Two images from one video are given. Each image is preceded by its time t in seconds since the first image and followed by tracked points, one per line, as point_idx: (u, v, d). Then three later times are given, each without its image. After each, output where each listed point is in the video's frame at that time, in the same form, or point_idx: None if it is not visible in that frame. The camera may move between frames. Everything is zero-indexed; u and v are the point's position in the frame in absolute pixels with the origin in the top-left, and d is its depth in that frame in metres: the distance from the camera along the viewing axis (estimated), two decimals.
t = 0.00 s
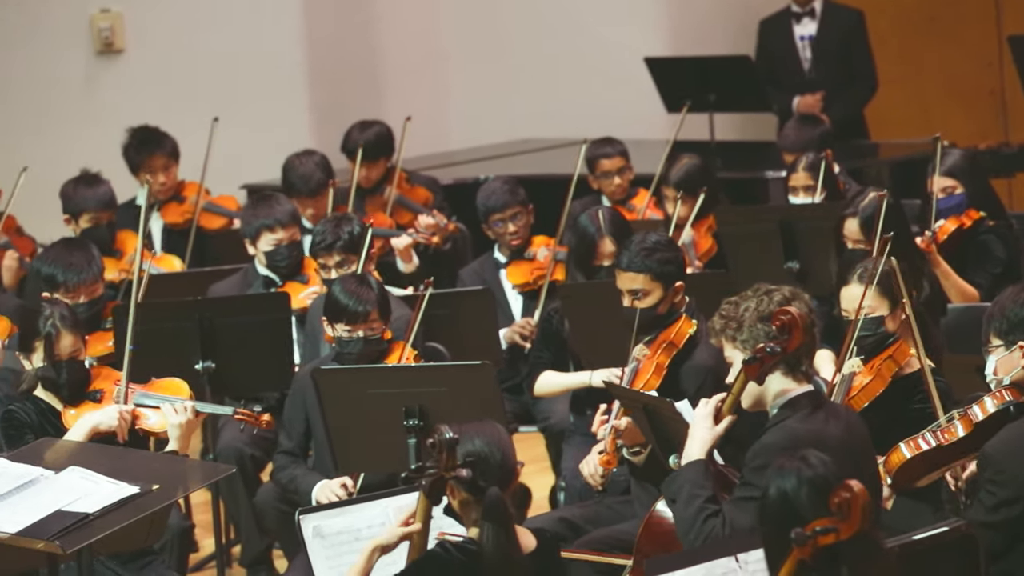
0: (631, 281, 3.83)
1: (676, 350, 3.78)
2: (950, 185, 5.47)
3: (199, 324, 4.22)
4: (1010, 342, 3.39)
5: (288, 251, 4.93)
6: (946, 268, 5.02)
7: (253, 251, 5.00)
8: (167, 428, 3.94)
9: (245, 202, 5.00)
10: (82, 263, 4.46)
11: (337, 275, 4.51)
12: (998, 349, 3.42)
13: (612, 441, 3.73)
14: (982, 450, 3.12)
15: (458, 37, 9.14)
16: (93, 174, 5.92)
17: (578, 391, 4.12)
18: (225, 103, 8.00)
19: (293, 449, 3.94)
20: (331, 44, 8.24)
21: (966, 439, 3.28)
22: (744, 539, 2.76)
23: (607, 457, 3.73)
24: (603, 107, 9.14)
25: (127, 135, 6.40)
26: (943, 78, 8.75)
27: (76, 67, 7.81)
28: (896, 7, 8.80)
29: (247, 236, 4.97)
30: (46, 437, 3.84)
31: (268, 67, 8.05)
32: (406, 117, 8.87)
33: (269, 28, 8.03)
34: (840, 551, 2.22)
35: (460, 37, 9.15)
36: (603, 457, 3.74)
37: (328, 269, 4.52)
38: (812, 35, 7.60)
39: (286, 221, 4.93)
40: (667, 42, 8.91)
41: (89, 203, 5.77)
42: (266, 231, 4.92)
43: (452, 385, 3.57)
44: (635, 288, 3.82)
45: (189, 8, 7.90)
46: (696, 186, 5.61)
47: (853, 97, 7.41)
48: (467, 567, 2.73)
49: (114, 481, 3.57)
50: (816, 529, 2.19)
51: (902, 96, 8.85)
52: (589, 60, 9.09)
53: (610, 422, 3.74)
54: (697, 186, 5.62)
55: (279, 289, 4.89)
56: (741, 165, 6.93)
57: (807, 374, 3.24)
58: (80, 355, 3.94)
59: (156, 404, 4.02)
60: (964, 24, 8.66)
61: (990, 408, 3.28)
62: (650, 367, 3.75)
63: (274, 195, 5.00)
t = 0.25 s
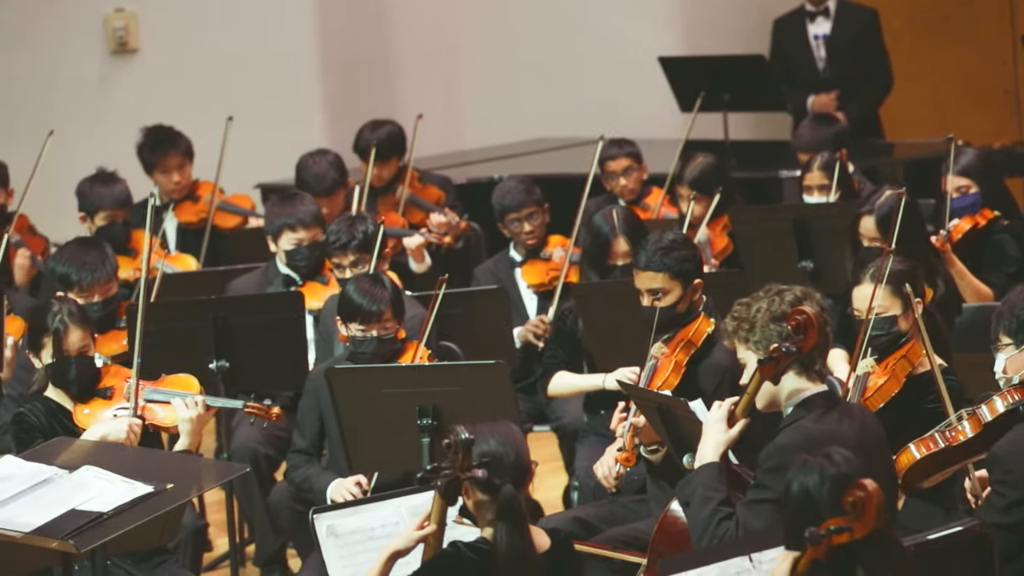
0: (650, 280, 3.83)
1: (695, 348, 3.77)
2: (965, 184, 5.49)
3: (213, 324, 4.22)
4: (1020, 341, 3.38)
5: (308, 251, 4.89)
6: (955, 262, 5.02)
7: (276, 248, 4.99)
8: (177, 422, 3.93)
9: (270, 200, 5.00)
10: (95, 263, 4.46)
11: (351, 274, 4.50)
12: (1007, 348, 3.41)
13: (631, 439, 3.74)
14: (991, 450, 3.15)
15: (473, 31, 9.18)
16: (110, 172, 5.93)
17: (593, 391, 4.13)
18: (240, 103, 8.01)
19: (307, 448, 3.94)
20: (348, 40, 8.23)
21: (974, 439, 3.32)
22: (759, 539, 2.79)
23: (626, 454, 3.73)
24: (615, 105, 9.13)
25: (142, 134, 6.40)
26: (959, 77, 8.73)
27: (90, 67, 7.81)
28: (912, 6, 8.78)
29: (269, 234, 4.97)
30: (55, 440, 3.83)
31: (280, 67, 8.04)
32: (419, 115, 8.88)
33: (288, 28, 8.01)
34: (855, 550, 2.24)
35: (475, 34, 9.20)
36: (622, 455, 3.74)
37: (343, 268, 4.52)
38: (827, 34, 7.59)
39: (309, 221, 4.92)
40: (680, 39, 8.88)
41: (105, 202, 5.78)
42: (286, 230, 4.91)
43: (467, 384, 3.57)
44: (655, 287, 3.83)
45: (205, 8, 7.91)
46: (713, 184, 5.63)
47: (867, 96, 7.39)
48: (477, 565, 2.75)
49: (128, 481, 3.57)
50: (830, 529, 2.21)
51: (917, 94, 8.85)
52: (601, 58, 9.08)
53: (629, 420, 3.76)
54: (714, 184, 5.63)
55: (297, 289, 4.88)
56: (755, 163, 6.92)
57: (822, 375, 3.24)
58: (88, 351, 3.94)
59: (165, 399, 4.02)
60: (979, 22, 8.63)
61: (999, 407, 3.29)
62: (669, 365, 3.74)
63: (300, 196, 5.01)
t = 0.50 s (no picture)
0: (665, 277, 3.83)
1: (709, 345, 3.77)
2: (978, 182, 5.46)
3: (227, 323, 4.22)
4: None
5: (326, 251, 4.90)
6: (969, 261, 5.00)
7: (295, 246, 4.97)
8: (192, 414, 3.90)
9: (291, 199, 4.99)
10: (109, 262, 4.48)
11: (366, 273, 4.51)
12: (1018, 348, 3.43)
13: (643, 436, 3.73)
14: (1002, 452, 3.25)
15: (486, 31, 9.18)
16: (124, 170, 5.93)
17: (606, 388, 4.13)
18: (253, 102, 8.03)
19: (320, 448, 3.94)
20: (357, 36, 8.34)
21: (984, 442, 3.31)
22: (773, 538, 2.79)
23: (637, 451, 3.73)
24: (629, 105, 9.14)
25: (155, 134, 6.39)
26: (974, 77, 8.89)
27: (104, 66, 7.69)
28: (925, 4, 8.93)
29: (288, 232, 4.95)
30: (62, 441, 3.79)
31: (289, 65, 8.12)
32: (431, 115, 8.93)
33: (291, 27, 8.09)
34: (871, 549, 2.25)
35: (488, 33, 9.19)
36: (634, 452, 3.74)
37: (358, 266, 4.52)
38: (840, 34, 7.58)
39: (329, 222, 4.91)
40: (694, 40, 8.94)
41: (118, 200, 5.77)
42: (305, 229, 4.90)
43: (480, 384, 3.56)
44: (669, 283, 3.82)
45: (221, 7, 7.92)
46: (727, 183, 5.64)
47: (881, 96, 7.40)
48: (491, 564, 2.76)
49: (142, 480, 3.57)
50: (846, 527, 2.24)
51: (931, 88, 9.00)
52: (612, 55, 9.09)
53: (641, 417, 3.72)
54: (728, 182, 5.64)
55: (313, 288, 4.88)
56: (769, 163, 6.91)
57: (837, 372, 3.23)
58: (99, 346, 3.96)
59: (177, 392, 4.01)
60: (990, 21, 8.81)
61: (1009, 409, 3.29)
62: (682, 362, 3.74)
63: (320, 195, 5.00)
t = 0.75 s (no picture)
0: (680, 274, 3.84)
1: (721, 344, 3.76)
2: (993, 180, 5.47)
3: (240, 322, 4.22)
4: None
5: (339, 251, 4.90)
6: (983, 259, 5.00)
7: (309, 246, 4.97)
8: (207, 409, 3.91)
9: (305, 198, 4.99)
10: (123, 261, 4.49)
11: (379, 271, 4.52)
12: None
13: (654, 435, 3.75)
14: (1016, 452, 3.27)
15: (499, 31, 9.11)
16: (139, 168, 5.92)
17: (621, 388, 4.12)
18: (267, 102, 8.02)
19: (334, 447, 3.94)
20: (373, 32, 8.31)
21: (998, 442, 3.31)
22: (786, 538, 2.80)
23: (648, 448, 3.76)
24: (639, 105, 9.20)
25: (169, 132, 6.41)
26: (987, 76, 8.92)
27: (118, 65, 7.70)
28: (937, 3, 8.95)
29: (301, 231, 4.95)
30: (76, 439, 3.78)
31: (304, 65, 8.10)
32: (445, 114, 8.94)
33: (310, 29, 8.09)
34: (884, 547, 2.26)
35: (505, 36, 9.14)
36: (645, 450, 3.77)
37: (371, 266, 4.53)
38: (854, 33, 7.58)
39: (342, 221, 4.90)
40: (707, 41, 9.05)
41: (130, 197, 5.77)
42: (318, 228, 4.90)
43: (493, 383, 3.56)
44: (683, 281, 3.83)
45: (234, 8, 7.91)
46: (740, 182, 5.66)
47: (894, 95, 7.41)
48: (504, 563, 2.77)
49: (155, 480, 3.57)
50: (860, 527, 2.22)
51: (945, 86, 9.02)
52: (627, 59, 9.15)
53: (654, 416, 3.73)
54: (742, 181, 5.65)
55: (327, 287, 4.89)
56: (782, 163, 6.91)
57: (849, 371, 3.25)
58: (117, 343, 3.96)
59: (192, 388, 4.01)
60: (1002, 19, 8.84)
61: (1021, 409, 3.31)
62: (693, 361, 3.73)
63: (334, 195, 4.98)
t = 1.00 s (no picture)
0: (694, 274, 3.84)
1: (735, 344, 3.78)
2: (1006, 180, 5.52)
3: (252, 322, 4.21)
4: None
5: (350, 249, 4.91)
6: (998, 259, 4.98)
7: (320, 246, 4.99)
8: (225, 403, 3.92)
9: (315, 197, 4.99)
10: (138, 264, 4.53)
11: (391, 271, 4.53)
12: None
13: (667, 433, 3.73)
14: None
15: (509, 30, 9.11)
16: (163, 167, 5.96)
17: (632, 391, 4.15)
18: (280, 104, 7.96)
19: (347, 446, 3.93)
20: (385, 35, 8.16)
21: (1011, 438, 3.35)
22: (797, 537, 2.78)
23: (661, 447, 3.75)
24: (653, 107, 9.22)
25: (183, 132, 6.43)
26: (998, 78, 8.93)
27: (132, 64, 7.81)
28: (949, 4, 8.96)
29: (313, 231, 4.96)
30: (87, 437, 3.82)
31: (321, 69, 7.95)
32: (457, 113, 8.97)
33: (313, 22, 7.91)
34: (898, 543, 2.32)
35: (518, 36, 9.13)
36: (658, 448, 3.76)
37: (383, 264, 4.54)
38: (866, 33, 7.57)
39: (352, 220, 4.90)
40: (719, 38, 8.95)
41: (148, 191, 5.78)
42: (329, 227, 4.90)
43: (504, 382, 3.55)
44: (698, 280, 3.83)
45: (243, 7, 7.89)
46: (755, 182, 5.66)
47: (906, 95, 7.41)
48: (516, 562, 2.78)
49: (167, 479, 3.57)
50: (871, 525, 2.25)
51: (956, 86, 9.03)
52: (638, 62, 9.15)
53: (667, 415, 3.74)
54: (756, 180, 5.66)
55: (339, 286, 4.89)
56: (795, 162, 6.90)
57: (863, 371, 3.23)
58: (132, 341, 3.94)
59: (208, 383, 4.00)
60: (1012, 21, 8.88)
61: None
62: (707, 360, 3.74)
63: (345, 193, 4.99)
